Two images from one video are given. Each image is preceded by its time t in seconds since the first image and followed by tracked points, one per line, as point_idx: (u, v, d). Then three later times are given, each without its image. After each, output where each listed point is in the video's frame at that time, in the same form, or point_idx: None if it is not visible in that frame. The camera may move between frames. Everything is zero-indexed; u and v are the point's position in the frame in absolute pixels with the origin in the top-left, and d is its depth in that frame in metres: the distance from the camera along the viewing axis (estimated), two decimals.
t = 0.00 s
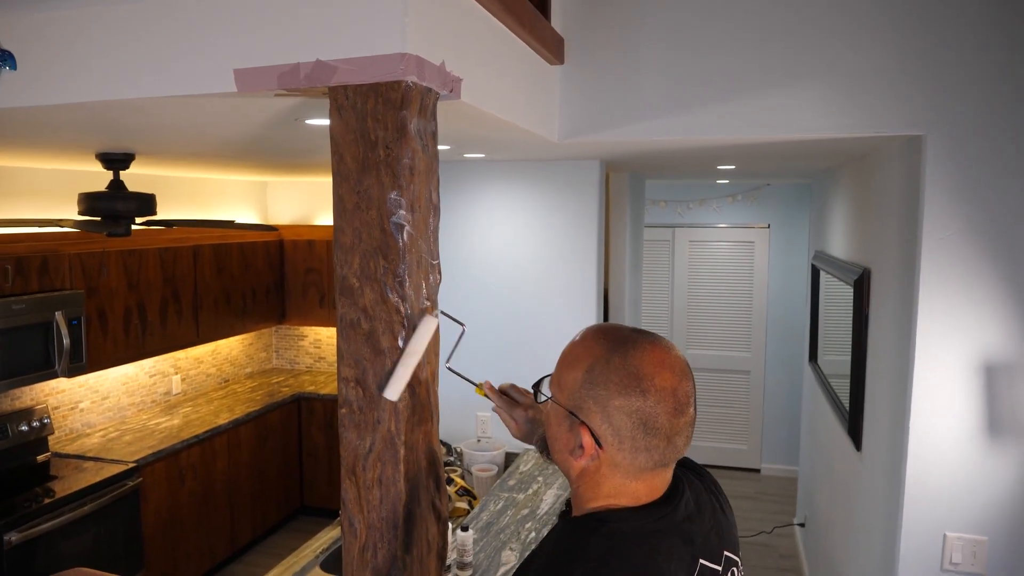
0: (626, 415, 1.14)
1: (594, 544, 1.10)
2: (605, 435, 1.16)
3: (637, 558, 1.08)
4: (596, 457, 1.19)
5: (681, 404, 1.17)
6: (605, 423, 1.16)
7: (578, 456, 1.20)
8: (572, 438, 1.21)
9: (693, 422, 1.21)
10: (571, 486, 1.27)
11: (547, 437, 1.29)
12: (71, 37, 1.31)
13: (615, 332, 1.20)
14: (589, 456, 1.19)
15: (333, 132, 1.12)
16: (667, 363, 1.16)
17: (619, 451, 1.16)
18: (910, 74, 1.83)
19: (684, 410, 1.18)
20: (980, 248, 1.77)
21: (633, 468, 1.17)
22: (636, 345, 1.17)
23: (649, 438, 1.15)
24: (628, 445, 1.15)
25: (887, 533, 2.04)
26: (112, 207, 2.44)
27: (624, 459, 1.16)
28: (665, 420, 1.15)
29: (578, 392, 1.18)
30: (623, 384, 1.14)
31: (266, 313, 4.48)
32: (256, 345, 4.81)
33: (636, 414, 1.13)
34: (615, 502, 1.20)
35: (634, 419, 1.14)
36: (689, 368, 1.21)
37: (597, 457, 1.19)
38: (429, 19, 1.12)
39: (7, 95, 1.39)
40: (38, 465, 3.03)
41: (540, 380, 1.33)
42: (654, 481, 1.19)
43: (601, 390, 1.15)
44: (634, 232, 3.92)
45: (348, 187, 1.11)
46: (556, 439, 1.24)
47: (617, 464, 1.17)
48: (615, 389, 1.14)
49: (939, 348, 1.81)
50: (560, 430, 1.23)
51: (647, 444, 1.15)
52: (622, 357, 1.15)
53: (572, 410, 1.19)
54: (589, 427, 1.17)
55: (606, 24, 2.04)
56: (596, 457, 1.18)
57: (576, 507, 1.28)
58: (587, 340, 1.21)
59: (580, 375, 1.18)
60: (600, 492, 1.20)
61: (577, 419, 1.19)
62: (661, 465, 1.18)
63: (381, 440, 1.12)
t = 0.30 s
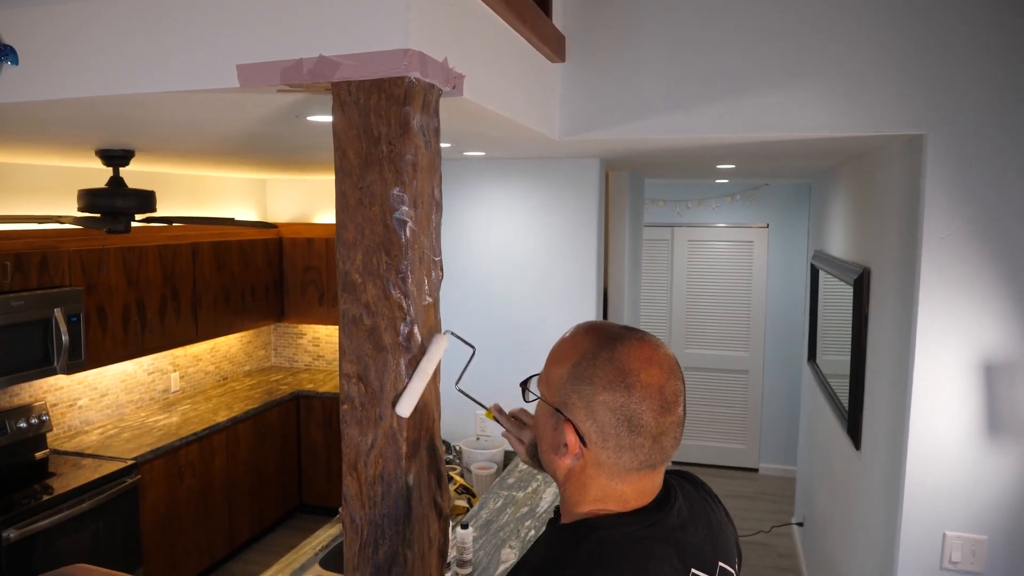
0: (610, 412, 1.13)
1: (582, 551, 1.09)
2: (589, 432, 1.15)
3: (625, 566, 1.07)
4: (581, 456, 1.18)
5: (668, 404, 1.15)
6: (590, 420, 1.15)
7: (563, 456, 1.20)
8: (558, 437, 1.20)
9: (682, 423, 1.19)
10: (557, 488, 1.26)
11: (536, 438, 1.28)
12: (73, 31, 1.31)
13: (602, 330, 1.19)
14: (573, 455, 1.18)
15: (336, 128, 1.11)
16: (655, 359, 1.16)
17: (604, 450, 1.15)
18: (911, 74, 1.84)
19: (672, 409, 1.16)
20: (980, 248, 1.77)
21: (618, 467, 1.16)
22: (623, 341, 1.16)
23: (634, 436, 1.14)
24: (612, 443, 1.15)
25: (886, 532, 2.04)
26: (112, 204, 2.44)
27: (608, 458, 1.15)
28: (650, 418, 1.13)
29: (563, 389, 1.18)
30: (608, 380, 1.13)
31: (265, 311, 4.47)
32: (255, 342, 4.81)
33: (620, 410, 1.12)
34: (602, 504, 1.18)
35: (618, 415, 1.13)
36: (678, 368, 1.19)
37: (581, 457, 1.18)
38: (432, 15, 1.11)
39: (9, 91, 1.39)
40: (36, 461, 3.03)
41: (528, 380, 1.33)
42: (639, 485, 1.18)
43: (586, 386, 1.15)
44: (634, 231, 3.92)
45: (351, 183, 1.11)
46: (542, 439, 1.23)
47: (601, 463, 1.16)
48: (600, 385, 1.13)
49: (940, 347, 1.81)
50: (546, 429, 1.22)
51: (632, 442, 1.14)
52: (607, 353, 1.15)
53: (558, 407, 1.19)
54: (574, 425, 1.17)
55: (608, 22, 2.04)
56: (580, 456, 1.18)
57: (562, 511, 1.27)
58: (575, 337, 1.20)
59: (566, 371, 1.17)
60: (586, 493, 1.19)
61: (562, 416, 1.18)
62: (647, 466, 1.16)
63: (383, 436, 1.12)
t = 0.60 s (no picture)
0: (609, 424, 1.11)
1: (572, 557, 1.07)
2: (585, 441, 1.14)
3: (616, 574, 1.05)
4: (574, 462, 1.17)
5: (671, 423, 1.11)
6: (587, 429, 1.13)
7: (558, 458, 1.19)
8: (554, 438, 1.19)
9: (685, 442, 1.15)
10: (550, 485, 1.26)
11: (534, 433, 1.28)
12: (77, 28, 1.32)
13: (613, 335, 1.15)
14: (567, 459, 1.18)
15: (340, 125, 1.12)
16: (664, 375, 1.11)
17: (598, 461, 1.14)
18: (911, 73, 1.84)
19: (676, 429, 1.12)
20: (980, 245, 1.78)
21: (610, 480, 1.14)
22: (632, 351, 1.13)
23: (631, 452, 1.11)
24: (607, 456, 1.13)
25: (885, 529, 2.05)
26: (113, 201, 2.44)
27: (603, 469, 1.14)
28: (650, 436, 1.10)
29: (564, 391, 1.16)
30: (610, 391, 1.10)
31: (265, 309, 4.48)
32: (254, 340, 4.81)
33: (619, 425, 1.10)
34: (594, 514, 1.17)
35: (616, 429, 1.10)
36: (688, 384, 1.15)
37: (576, 462, 1.17)
38: (436, 12, 1.12)
39: (14, 87, 1.40)
40: (36, 459, 3.03)
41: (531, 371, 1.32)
42: (633, 501, 1.16)
43: (587, 393, 1.12)
44: (633, 229, 3.93)
45: (355, 179, 1.12)
46: (540, 436, 1.23)
47: (594, 473, 1.15)
48: (601, 395, 1.11)
49: (939, 345, 1.82)
50: (544, 428, 1.21)
51: (629, 458, 1.11)
52: (613, 362, 1.12)
53: (557, 408, 1.17)
54: (570, 429, 1.15)
55: (609, 20, 2.04)
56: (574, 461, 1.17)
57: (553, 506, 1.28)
58: (583, 339, 1.17)
59: (569, 374, 1.15)
60: (578, 499, 1.18)
61: (560, 418, 1.17)
62: (641, 484, 1.14)
63: (387, 431, 1.13)
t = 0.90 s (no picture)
0: (605, 430, 1.11)
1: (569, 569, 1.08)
2: (583, 446, 1.15)
3: None
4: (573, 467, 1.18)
5: (669, 431, 1.11)
6: (585, 434, 1.14)
7: (557, 462, 1.20)
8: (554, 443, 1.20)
9: (684, 452, 1.15)
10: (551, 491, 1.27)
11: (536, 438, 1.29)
12: (88, 32, 1.33)
13: (615, 342, 1.16)
14: (566, 463, 1.19)
15: (349, 128, 1.13)
16: (663, 383, 1.12)
17: (595, 467, 1.14)
18: (911, 76, 1.86)
19: (674, 438, 1.12)
20: (980, 247, 1.80)
21: (607, 487, 1.14)
22: (632, 357, 1.13)
23: (627, 459, 1.11)
24: (603, 462, 1.13)
25: (886, 530, 2.06)
26: (119, 203, 2.46)
27: (599, 476, 1.14)
28: (647, 444, 1.10)
29: (563, 396, 1.17)
30: (607, 397, 1.11)
31: (267, 311, 4.49)
32: (256, 342, 4.82)
33: (615, 431, 1.11)
34: (592, 521, 1.17)
35: (612, 435, 1.11)
36: (689, 393, 1.15)
37: (574, 467, 1.18)
38: (443, 16, 1.14)
39: (24, 91, 1.41)
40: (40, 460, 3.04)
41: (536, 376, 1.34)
42: (630, 508, 1.16)
43: (584, 399, 1.13)
44: (634, 231, 3.94)
45: (363, 182, 1.13)
46: (542, 440, 1.24)
47: (591, 479, 1.15)
48: (599, 401, 1.12)
49: (940, 346, 1.84)
50: (545, 432, 1.23)
51: (625, 465, 1.11)
52: (611, 369, 1.13)
53: (557, 413, 1.19)
54: (568, 434, 1.17)
55: (611, 24, 2.06)
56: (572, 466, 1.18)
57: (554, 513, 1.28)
58: (586, 344, 1.19)
59: (568, 379, 1.17)
60: (576, 506, 1.19)
61: (560, 423, 1.18)
62: (638, 492, 1.14)
63: (395, 431, 1.14)
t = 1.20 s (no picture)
0: (617, 418, 1.13)
1: (582, 558, 1.09)
2: (596, 435, 1.17)
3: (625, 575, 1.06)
4: (585, 457, 1.20)
5: (679, 418, 1.14)
6: (597, 423, 1.16)
7: (569, 454, 1.22)
8: (566, 435, 1.22)
9: (693, 440, 1.17)
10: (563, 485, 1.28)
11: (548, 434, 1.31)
12: (92, 38, 1.35)
13: (625, 335, 1.19)
14: (578, 455, 1.20)
15: (350, 132, 1.15)
16: (673, 371, 1.14)
17: (608, 455, 1.16)
18: (908, 77, 1.87)
19: (683, 424, 1.15)
20: (979, 246, 1.81)
21: (620, 475, 1.16)
22: (642, 347, 1.16)
23: (638, 445, 1.13)
24: (616, 450, 1.15)
25: (886, 529, 2.07)
26: (121, 206, 2.47)
27: (611, 464, 1.16)
28: (658, 430, 1.13)
29: (575, 388, 1.19)
30: (619, 385, 1.13)
31: (268, 312, 4.50)
32: (258, 344, 4.84)
33: (627, 417, 1.13)
34: (605, 512, 1.19)
35: (624, 422, 1.13)
36: (696, 383, 1.18)
37: (587, 458, 1.20)
38: (443, 21, 1.15)
39: (30, 96, 1.43)
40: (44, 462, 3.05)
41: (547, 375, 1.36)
42: (642, 496, 1.18)
43: (597, 388, 1.15)
44: (634, 233, 3.96)
45: (365, 185, 1.15)
46: (553, 435, 1.26)
47: (604, 468, 1.17)
48: (612, 389, 1.14)
49: (939, 345, 1.85)
50: (557, 426, 1.25)
51: (636, 451, 1.14)
52: (622, 359, 1.15)
53: (570, 405, 1.21)
54: (581, 424, 1.18)
55: (611, 27, 2.08)
56: (585, 456, 1.20)
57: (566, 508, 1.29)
58: (596, 339, 1.21)
59: (580, 371, 1.19)
60: (588, 497, 1.20)
61: (572, 415, 1.20)
62: (650, 480, 1.16)
63: (396, 430, 1.16)
